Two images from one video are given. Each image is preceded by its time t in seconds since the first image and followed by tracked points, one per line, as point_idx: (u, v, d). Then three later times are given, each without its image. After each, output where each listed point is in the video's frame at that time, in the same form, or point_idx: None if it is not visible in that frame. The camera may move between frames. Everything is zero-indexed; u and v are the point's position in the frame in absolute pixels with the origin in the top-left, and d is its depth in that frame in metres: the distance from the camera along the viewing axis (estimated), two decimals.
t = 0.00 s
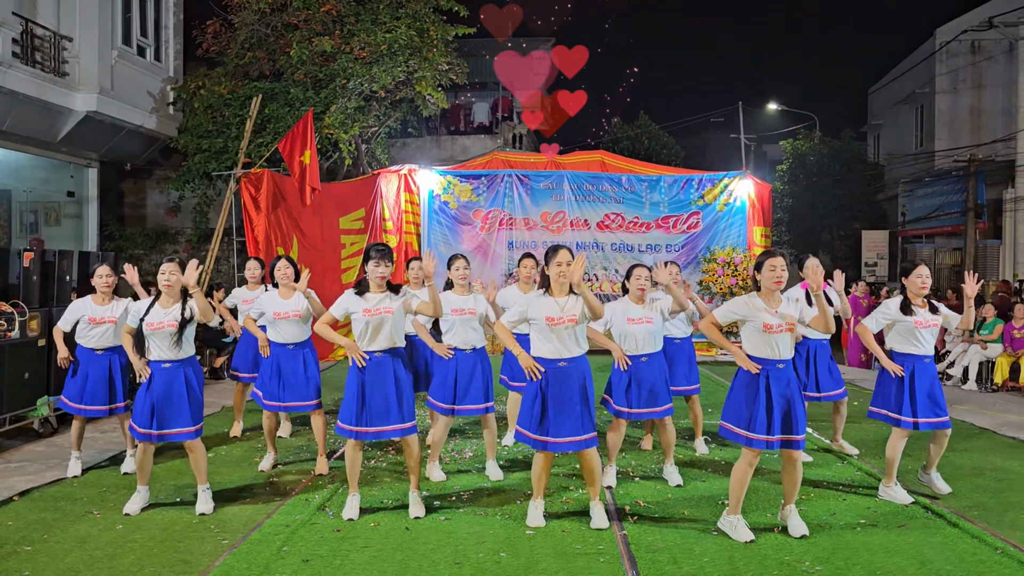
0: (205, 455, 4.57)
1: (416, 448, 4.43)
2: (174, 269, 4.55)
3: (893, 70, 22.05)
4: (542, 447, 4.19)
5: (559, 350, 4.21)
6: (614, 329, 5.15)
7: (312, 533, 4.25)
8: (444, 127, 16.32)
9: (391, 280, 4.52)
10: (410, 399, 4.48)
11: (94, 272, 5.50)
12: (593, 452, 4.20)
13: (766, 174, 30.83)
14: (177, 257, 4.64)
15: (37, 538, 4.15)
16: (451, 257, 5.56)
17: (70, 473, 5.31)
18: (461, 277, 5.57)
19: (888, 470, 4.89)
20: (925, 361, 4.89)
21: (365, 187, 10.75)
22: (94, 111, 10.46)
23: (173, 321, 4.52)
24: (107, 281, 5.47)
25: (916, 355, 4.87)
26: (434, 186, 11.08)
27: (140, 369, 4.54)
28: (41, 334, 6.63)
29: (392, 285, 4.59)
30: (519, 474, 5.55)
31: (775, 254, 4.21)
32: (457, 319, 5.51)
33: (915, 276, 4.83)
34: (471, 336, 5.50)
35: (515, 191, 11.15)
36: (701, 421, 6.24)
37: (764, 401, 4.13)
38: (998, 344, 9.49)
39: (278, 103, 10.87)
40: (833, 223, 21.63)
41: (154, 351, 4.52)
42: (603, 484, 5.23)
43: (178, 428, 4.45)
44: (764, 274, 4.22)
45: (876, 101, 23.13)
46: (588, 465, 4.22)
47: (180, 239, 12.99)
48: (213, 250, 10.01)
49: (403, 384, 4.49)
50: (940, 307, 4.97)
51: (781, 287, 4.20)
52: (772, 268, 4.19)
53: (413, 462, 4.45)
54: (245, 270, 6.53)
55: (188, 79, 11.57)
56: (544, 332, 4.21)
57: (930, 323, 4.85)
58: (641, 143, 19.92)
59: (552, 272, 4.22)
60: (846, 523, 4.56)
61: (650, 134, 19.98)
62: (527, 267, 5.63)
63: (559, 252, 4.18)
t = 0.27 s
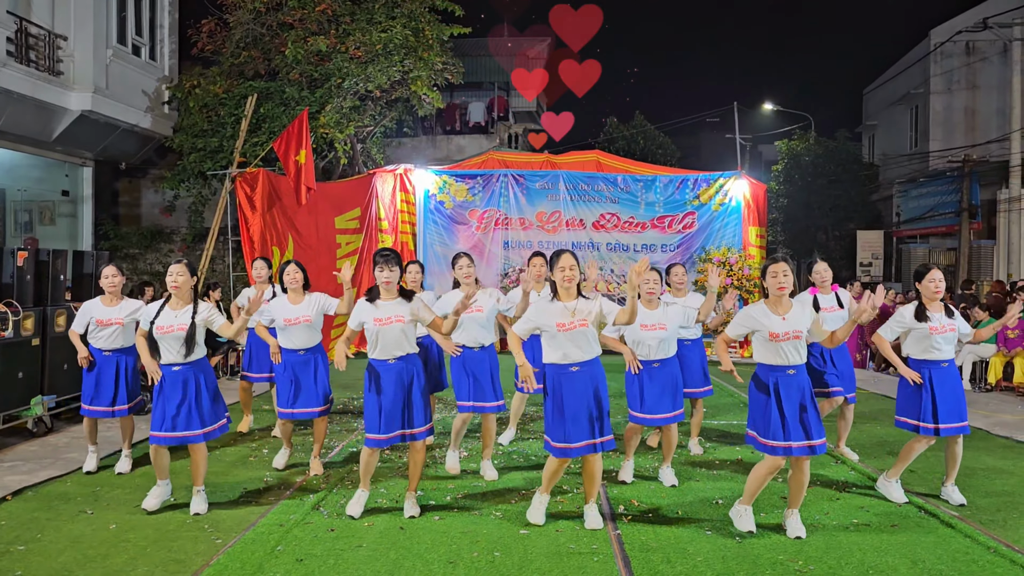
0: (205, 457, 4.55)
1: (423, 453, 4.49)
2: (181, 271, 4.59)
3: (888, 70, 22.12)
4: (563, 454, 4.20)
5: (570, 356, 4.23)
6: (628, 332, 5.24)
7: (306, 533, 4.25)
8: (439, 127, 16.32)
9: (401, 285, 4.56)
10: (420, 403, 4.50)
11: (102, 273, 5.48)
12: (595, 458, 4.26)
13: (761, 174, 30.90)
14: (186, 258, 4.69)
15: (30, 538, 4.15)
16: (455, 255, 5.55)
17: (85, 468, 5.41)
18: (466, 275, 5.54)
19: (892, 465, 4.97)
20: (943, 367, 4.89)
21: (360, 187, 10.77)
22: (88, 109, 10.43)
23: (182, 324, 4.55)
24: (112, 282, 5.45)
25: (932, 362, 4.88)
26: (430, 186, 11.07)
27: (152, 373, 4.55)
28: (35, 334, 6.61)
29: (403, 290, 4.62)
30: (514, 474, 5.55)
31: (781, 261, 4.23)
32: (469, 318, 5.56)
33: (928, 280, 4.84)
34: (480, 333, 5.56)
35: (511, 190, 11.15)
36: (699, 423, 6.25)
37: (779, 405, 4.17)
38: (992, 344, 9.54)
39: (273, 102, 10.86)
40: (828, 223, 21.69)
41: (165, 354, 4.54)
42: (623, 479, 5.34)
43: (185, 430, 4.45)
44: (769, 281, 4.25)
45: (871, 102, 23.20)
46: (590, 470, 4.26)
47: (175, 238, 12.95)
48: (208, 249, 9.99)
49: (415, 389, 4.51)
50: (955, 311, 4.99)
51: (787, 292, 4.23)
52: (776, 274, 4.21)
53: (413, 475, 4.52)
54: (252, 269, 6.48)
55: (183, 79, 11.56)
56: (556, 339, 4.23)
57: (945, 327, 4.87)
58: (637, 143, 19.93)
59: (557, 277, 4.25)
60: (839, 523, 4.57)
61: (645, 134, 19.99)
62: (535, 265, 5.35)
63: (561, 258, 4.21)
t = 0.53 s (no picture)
0: (204, 459, 4.53)
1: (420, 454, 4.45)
2: (184, 276, 4.57)
3: (886, 71, 22.15)
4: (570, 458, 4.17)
5: (568, 359, 4.23)
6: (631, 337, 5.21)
7: (304, 534, 4.25)
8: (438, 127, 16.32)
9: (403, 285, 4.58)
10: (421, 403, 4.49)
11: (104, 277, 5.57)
12: (597, 461, 4.25)
13: (760, 175, 30.93)
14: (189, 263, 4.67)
15: (28, 539, 4.15)
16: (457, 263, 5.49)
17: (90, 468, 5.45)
18: (468, 283, 5.49)
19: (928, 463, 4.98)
20: (953, 363, 4.90)
21: (359, 188, 10.80)
22: (86, 110, 10.42)
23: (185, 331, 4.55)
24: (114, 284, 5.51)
25: (938, 359, 4.90)
26: (429, 187, 11.05)
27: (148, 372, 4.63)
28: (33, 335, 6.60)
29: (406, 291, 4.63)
30: (514, 476, 5.54)
31: (781, 265, 4.25)
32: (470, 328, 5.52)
33: (937, 277, 4.84)
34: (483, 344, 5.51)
35: (509, 191, 11.15)
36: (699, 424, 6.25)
37: (781, 409, 4.16)
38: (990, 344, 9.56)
39: (272, 102, 10.86)
40: (826, 223, 21.72)
41: (165, 360, 4.53)
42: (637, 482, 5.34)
43: (183, 436, 4.44)
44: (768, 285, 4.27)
45: (870, 102, 23.22)
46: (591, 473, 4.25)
47: (173, 239, 12.91)
48: (206, 250, 9.98)
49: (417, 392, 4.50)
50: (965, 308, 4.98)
51: (786, 297, 4.24)
52: (774, 277, 4.23)
53: (410, 473, 4.48)
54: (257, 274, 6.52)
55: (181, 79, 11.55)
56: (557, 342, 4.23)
57: (955, 323, 4.90)
58: (635, 144, 19.94)
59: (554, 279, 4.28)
60: (837, 523, 4.58)
61: (644, 135, 20.00)
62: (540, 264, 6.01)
63: (559, 262, 4.25)
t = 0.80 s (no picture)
0: (203, 453, 4.56)
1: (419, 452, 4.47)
2: (178, 267, 4.60)
3: (887, 70, 22.14)
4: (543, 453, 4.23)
5: (553, 356, 4.23)
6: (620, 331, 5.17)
7: (307, 534, 4.25)
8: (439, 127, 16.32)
9: (395, 284, 4.55)
10: (407, 402, 4.47)
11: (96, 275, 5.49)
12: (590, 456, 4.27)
13: (760, 174, 30.92)
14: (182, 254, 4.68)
15: (31, 539, 4.15)
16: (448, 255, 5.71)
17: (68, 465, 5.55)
18: (458, 274, 5.67)
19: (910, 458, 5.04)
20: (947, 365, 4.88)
21: (361, 188, 10.72)
22: (88, 111, 10.43)
23: (180, 318, 4.57)
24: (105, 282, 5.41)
25: (933, 358, 4.90)
26: (430, 186, 11.09)
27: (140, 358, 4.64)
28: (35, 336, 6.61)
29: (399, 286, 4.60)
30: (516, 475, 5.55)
31: (771, 257, 4.27)
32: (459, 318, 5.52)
33: (934, 277, 4.91)
34: (474, 334, 5.60)
35: (511, 191, 11.16)
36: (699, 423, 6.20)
37: (765, 407, 4.17)
38: (992, 343, 9.56)
39: (273, 103, 10.86)
40: (827, 222, 21.70)
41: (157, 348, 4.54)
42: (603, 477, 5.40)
43: (173, 426, 4.44)
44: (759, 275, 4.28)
45: (871, 101, 23.20)
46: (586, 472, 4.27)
47: (175, 239, 12.87)
48: (207, 250, 9.96)
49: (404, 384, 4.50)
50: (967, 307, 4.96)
51: (776, 287, 4.23)
52: (767, 269, 4.24)
53: (411, 473, 4.51)
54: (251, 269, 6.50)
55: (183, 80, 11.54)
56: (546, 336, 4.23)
57: (954, 327, 4.85)
58: (636, 143, 19.94)
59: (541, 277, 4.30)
60: (839, 522, 4.58)
61: (645, 134, 20.00)
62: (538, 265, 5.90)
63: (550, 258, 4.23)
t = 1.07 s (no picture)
0: (187, 459, 4.56)
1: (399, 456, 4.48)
2: (164, 277, 4.56)
3: (890, 69, 22.10)
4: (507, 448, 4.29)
5: (527, 358, 4.28)
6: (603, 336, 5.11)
7: (312, 533, 4.25)
8: (442, 127, 16.33)
9: (378, 288, 4.58)
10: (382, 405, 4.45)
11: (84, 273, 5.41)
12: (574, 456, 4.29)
13: (764, 174, 30.88)
14: (167, 263, 4.64)
15: (37, 539, 4.16)
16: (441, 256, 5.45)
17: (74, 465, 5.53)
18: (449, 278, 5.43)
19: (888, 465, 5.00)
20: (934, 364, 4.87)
21: (364, 188, 10.77)
22: (92, 112, 10.46)
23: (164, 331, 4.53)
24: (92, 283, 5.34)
25: (915, 359, 4.91)
26: (434, 187, 11.09)
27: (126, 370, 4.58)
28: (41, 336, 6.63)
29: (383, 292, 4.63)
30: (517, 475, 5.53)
31: (758, 265, 4.24)
32: (443, 322, 5.55)
33: (921, 277, 4.86)
34: (454, 339, 5.59)
35: (514, 191, 11.18)
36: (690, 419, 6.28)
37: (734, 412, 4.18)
38: (996, 343, 9.53)
39: (277, 103, 10.88)
40: (830, 222, 21.67)
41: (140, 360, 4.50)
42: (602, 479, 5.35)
43: (157, 437, 4.44)
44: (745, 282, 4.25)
45: (874, 101, 23.16)
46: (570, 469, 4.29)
47: (178, 240, 12.84)
48: (211, 251, 9.96)
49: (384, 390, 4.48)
50: (954, 309, 4.93)
51: (761, 296, 4.23)
52: (753, 277, 4.21)
53: (396, 470, 4.51)
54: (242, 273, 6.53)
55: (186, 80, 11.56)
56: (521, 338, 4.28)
57: (938, 324, 4.85)
58: (639, 143, 19.94)
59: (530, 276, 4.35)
60: (845, 522, 4.57)
61: (648, 134, 20.00)
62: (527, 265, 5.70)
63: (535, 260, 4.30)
